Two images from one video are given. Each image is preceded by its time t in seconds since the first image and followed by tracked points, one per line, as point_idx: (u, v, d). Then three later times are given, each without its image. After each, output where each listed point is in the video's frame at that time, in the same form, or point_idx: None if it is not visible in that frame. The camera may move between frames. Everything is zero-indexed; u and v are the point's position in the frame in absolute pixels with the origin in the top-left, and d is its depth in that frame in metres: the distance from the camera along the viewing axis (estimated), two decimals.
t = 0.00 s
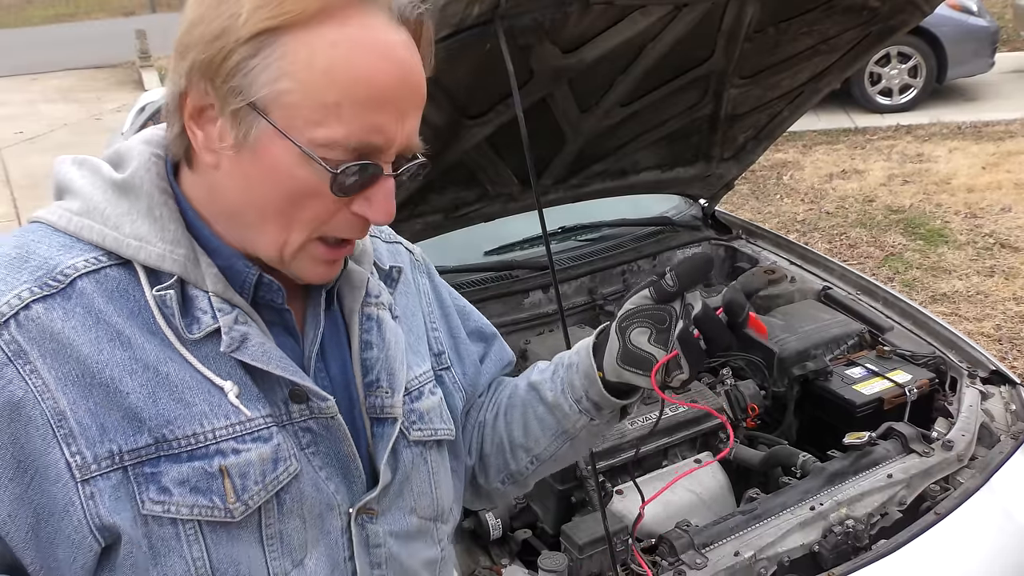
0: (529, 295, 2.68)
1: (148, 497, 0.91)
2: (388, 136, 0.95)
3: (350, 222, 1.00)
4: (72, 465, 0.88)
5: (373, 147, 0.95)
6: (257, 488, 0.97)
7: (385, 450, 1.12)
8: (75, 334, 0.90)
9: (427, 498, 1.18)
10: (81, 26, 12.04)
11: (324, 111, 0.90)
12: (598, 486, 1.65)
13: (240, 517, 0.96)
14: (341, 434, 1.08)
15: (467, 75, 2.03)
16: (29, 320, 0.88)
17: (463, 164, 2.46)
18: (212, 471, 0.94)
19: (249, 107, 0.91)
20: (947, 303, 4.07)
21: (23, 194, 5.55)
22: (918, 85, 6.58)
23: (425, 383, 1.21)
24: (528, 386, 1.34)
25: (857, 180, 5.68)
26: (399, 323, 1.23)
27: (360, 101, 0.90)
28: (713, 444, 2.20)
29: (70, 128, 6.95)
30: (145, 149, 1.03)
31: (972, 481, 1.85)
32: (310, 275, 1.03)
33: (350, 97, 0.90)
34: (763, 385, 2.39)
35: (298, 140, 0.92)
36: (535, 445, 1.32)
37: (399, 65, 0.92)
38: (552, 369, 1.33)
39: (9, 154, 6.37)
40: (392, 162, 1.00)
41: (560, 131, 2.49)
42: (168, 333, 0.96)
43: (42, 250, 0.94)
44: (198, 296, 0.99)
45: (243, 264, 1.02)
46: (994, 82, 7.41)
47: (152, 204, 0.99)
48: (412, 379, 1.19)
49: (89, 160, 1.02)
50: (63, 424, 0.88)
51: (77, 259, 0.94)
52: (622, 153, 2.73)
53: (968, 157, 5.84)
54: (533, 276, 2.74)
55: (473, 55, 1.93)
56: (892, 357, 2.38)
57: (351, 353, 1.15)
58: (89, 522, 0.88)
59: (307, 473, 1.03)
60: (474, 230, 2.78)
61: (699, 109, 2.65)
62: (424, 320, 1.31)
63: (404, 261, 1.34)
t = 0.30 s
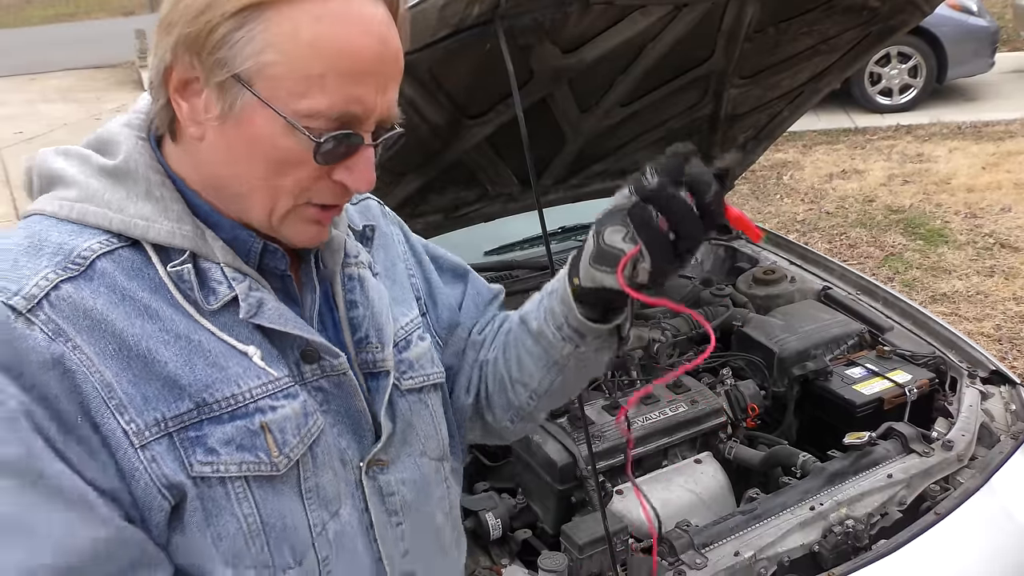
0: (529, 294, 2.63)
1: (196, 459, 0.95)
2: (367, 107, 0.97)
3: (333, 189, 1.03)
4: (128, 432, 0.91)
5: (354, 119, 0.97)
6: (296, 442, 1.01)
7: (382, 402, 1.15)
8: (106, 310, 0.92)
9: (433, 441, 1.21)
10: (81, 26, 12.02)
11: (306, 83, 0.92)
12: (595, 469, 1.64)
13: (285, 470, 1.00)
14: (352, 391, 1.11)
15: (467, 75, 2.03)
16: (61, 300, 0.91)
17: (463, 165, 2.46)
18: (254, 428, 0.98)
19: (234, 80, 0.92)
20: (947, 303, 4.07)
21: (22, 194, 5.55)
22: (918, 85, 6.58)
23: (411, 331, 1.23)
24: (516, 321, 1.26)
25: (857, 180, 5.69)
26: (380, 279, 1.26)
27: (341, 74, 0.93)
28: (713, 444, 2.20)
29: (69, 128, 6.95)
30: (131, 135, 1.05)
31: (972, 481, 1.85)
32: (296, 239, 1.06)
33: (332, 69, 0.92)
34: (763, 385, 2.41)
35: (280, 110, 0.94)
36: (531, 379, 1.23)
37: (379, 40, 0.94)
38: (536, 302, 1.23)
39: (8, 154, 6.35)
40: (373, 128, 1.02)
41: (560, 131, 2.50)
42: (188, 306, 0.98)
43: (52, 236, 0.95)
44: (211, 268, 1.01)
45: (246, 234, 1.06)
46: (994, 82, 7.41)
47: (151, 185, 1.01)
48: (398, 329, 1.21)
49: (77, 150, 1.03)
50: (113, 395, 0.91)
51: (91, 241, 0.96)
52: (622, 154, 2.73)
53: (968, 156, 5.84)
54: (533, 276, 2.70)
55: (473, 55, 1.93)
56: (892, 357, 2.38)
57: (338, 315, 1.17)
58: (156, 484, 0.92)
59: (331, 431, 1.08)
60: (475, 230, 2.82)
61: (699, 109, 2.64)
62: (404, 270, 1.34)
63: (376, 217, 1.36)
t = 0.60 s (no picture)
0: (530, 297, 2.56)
1: (240, 445, 0.97)
2: (289, 26, 1.00)
3: (263, 123, 1.01)
4: (178, 420, 0.93)
5: (274, 38, 1.00)
6: (333, 424, 1.05)
7: (408, 382, 1.23)
8: (146, 303, 0.93)
9: (449, 422, 1.32)
10: (81, 25, 12.02)
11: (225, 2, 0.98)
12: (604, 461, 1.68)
13: (324, 453, 1.03)
14: (374, 376, 1.17)
15: (466, 75, 2.03)
16: (101, 293, 0.91)
17: (462, 165, 2.46)
18: (294, 413, 1.01)
19: (173, 19, 1.01)
20: (946, 303, 4.08)
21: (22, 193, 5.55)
22: (917, 85, 6.59)
23: (427, 319, 1.34)
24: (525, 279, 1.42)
25: (856, 180, 5.69)
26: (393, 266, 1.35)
27: None
28: (712, 444, 2.21)
29: (68, 128, 6.95)
30: (144, 132, 1.04)
31: (972, 481, 1.85)
32: (241, 189, 1.03)
33: None
34: (762, 385, 2.41)
35: (204, 38, 0.99)
36: (548, 331, 1.41)
37: None
38: (541, 261, 1.40)
39: (8, 154, 6.35)
40: (306, 64, 1.02)
41: (559, 131, 2.49)
42: (218, 298, 1.00)
43: (81, 234, 0.94)
44: (235, 262, 1.03)
45: (263, 228, 1.09)
46: (994, 82, 7.42)
47: (170, 181, 1.01)
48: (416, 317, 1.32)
49: (88, 148, 1.01)
50: (160, 383, 0.92)
51: (120, 237, 0.96)
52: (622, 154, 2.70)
53: (966, 156, 5.84)
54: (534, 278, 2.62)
55: (472, 55, 1.92)
56: (891, 357, 2.38)
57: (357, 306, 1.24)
58: (207, 467, 0.94)
59: (359, 421, 1.12)
60: (474, 230, 2.81)
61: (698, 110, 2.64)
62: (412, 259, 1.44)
63: (380, 208, 1.47)
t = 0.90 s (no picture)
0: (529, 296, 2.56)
1: (223, 422, 1.02)
2: (303, 28, 1.04)
3: (271, 119, 1.05)
4: (164, 387, 0.98)
5: (289, 39, 1.04)
6: (318, 412, 1.10)
7: (410, 383, 1.29)
8: (144, 274, 1.00)
9: (448, 428, 1.36)
10: (80, 26, 12.00)
11: (244, 2, 1.04)
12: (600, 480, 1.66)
13: (306, 439, 1.09)
14: (372, 369, 1.23)
15: (466, 75, 2.03)
16: (102, 261, 0.97)
17: (462, 165, 2.46)
18: (279, 395, 1.07)
19: (198, 14, 1.07)
20: (946, 303, 4.08)
21: (21, 194, 5.54)
22: (917, 85, 6.59)
23: (435, 324, 1.41)
24: (532, 303, 1.53)
25: (856, 180, 5.69)
26: (406, 271, 1.43)
27: None
28: (712, 444, 2.20)
29: (67, 128, 6.94)
30: (166, 120, 1.13)
31: (972, 481, 1.85)
32: (244, 180, 1.08)
33: None
34: (762, 385, 2.41)
35: (223, 33, 1.05)
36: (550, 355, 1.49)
37: None
38: (550, 286, 1.50)
39: (7, 154, 6.34)
40: (317, 66, 1.07)
41: (559, 130, 2.49)
42: (218, 280, 1.07)
43: (92, 207, 1.03)
44: (238, 246, 1.10)
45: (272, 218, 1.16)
46: (994, 82, 7.42)
47: (184, 165, 1.09)
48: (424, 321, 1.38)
49: (112, 131, 1.09)
50: (150, 351, 0.97)
51: (128, 213, 1.03)
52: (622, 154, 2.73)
53: (966, 157, 5.84)
54: (533, 276, 2.63)
55: (472, 55, 1.92)
56: (891, 357, 2.38)
57: (367, 301, 1.31)
58: (187, 437, 0.99)
59: (350, 407, 1.18)
60: (474, 230, 2.77)
61: (698, 109, 2.65)
62: (425, 269, 1.53)
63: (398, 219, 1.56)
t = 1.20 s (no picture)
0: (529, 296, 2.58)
1: (206, 423, 1.04)
2: (290, 30, 1.05)
3: (261, 121, 1.07)
4: (145, 389, 1.00)
5: (277, 41, 1.05)
6: (302, 414, 1.12)
7: (402, 384, 1.30)
8: (131, 275, 1.02)
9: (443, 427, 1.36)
10: (79, 26, 12.00)
11: (232, 4, 1.05)
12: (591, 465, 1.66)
13: (289, 439, 1.11)
14: (364, 369, 1.23)
15: (466, 75, 2.03)
16: (90, 263, 0.99)
17: (462, 165, 2.47)
18: (263, 397, 1.09)
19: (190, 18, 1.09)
20: (946, 303, 4.08)
21: (20, 194, 5.54)
22: (917, 85, 6.60)
23: (432, 325, 1.40)
24: (536, 307, 1.53)
25: (856, 180, 5.69)
26: (403, 270, 1.43)
27: None
28: (712, 444, 2.20)
29: (67, 129, 6.94)
30: (164, 120, 1.15)
31: (972, 481, 1.85)
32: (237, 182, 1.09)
33: None
34: (762, 385, 2.41)
35: (213, 37, 1.06)
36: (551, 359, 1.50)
37: None
38: (553, 291, 1.51)
39: (7, 154, 6.34)
40: (305, 67, 1.07)
41: (559, 131, 2.50)
42: (206, 280, 1.08)
43: (85, 207, 1.05)
44: (228, 247, 1.11)
45: (262, 218, 1.17)
46: (994, 82, 7.42)
47: (177, 165, 1.11)
48: (420, 321, 1.38)
49: (110, 131, 1.12)
50: (133, 353, 0.99)
51: (120, 214, 1.06)
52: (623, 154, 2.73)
53: (967, 156, 5.84)
54: (533, 276, 2.64)
55: (471, 55, 1.92)
56: (891, 357, 2.38)
57: (362, 300, 1.31)
58: (167, 439, 1.01)
59: (339, 405, 1.19)
60: (474, 230, 2.79)
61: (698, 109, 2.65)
62: (426, 268, 1.53)
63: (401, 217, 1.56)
